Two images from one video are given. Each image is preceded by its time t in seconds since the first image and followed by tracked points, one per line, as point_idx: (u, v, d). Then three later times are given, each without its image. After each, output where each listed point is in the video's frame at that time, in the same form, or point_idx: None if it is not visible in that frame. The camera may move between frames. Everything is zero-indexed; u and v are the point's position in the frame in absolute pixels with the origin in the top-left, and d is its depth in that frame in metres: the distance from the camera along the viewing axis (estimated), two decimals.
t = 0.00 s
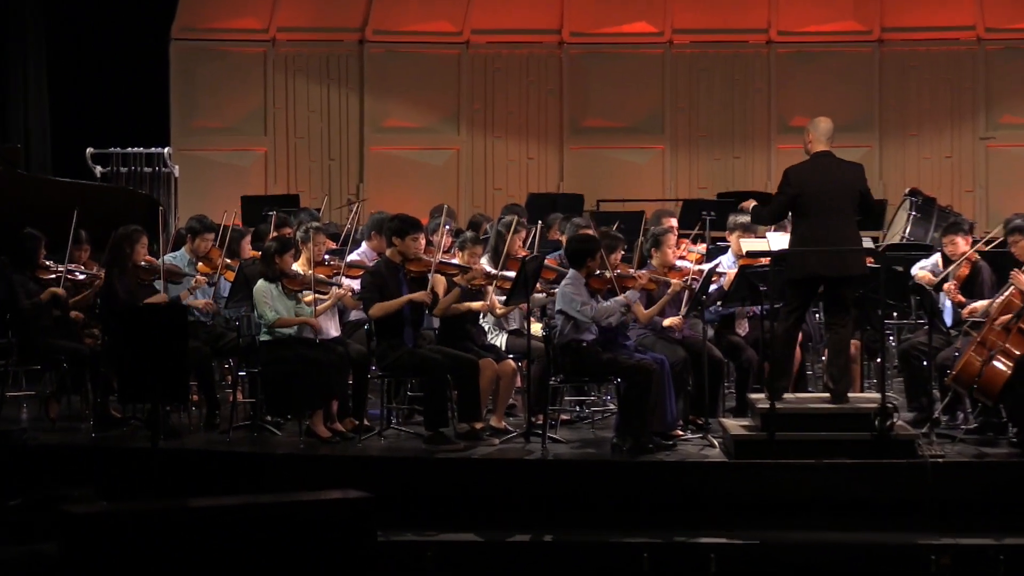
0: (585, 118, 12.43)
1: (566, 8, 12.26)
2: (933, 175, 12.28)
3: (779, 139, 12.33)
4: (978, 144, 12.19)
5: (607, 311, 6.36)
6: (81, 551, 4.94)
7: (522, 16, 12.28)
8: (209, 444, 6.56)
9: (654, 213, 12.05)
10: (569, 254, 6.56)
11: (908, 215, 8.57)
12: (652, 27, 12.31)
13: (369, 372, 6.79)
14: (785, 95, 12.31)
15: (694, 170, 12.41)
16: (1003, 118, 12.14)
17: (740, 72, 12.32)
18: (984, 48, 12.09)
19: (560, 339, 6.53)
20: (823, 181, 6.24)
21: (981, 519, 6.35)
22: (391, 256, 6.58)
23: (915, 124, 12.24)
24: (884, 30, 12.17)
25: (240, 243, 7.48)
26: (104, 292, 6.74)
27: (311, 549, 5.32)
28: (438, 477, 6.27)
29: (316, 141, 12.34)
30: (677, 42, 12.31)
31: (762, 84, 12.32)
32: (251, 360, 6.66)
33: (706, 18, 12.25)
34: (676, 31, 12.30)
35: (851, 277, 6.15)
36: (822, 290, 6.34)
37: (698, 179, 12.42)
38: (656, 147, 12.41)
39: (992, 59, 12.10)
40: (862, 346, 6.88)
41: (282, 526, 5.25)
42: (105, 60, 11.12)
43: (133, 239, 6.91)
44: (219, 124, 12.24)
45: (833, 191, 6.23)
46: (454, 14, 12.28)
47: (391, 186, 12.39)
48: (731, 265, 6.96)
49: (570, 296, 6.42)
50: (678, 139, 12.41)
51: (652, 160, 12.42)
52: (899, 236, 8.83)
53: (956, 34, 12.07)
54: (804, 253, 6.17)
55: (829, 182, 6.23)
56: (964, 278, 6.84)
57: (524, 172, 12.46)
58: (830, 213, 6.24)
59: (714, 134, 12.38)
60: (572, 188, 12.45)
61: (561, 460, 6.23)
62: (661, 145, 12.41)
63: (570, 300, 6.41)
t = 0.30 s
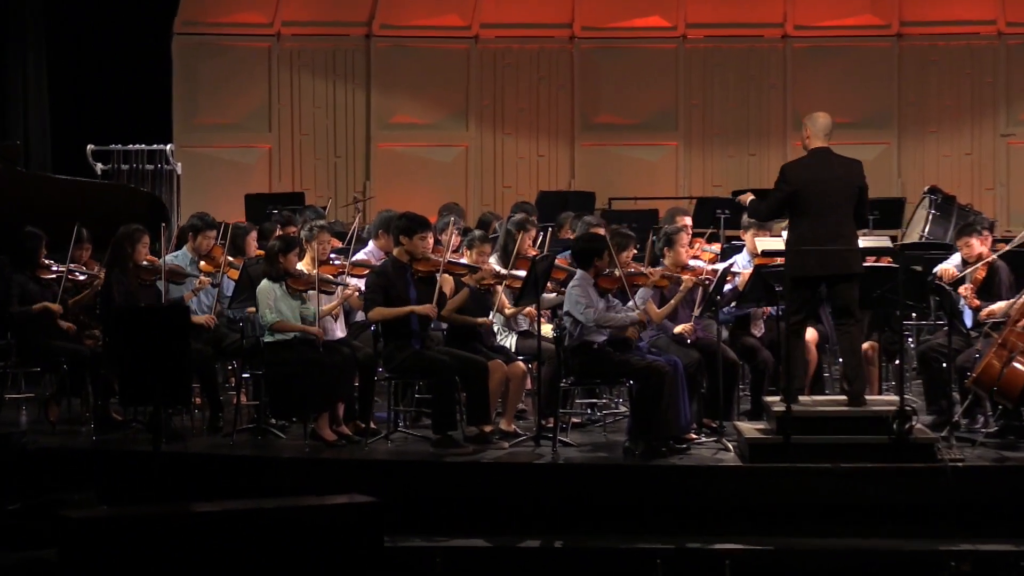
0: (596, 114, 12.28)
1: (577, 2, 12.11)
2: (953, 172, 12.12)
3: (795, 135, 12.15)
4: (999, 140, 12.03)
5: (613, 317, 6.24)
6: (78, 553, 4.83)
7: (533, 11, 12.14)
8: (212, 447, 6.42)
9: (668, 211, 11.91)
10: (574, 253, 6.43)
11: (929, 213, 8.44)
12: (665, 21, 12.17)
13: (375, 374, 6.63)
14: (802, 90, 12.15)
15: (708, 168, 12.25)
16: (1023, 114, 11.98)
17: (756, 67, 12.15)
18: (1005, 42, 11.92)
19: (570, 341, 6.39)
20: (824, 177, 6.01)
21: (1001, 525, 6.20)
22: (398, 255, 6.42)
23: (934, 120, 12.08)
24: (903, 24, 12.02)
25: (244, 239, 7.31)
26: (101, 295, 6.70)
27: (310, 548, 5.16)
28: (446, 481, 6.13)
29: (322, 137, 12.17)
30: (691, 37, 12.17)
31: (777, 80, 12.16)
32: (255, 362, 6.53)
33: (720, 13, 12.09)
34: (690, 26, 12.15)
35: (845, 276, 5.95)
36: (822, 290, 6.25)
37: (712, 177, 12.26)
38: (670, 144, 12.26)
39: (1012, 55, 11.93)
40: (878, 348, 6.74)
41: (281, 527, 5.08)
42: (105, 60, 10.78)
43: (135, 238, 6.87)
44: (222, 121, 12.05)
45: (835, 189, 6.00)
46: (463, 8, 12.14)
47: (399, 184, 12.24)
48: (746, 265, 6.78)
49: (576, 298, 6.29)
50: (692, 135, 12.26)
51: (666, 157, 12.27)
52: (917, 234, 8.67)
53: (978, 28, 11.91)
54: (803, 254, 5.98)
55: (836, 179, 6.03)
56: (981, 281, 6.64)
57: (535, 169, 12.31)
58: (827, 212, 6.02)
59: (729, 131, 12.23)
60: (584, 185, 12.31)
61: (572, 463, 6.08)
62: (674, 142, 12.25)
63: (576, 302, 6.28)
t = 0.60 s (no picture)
0: (608, 111, 12.13)
1: None
2: (974, 170, 11.96)
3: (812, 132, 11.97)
4: (1021, 137, 11.86)
5: (626, 327, 6.08)
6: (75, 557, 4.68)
7: (545, 5, 11.98)
8: (216, 451, 6.28)
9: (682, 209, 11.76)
10: (589, 252, 6.26)
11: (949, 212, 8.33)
12: (678, 16, 12.00)
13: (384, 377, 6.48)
14: (819, 85, 11.97)
15: (724, 165, 12.13)
16: None
17: (771, 63, 12.00)
18: None
19: (582, 343, 6.25)
20: (827, 170, 5.92)
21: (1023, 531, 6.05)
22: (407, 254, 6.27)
23: (955, 117, 11.92)
24: (922, 18, 11.86)
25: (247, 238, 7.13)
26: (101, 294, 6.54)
27: (312, 548, 5.03)
28: (455, 486, 5.99)
29: (329, 134, 11.99)
30: (706, 32, 12.01)
31: (794, 76, 12.01)
32: (260, 364, 6.38)
33: (735, 7, 11.93)
34: (705, 20, 11.99)
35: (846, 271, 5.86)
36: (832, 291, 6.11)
37: (728, 174, 12.12)
38: (686, 142, 12.12)
39: None
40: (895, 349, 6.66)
41: (282, 527, 4.95)
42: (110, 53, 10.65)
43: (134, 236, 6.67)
44: (227, 118, 11.88)
45: (835, 182, 5.91)
46: (472, 3, 11.97)
47: (408, 181, 12.08)
48: (763, 263, 6.61)
49: (590, 300, 6.14)
50: (707, 134, 12.13)
51: (680, 154, 12.14)
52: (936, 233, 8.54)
53: (1000, 22, 11.75)
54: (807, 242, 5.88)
55: (848, 176, 5.95)
56: (1002, 279, 6.45)
57: (546, 167, 12.17)
58: (828, 204, 5.91)
59: (747, 127, 12.10)
60: (596, 182, 12.16)
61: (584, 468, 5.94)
62: (689, 139, 12.12)
63: (589, 304, 6.12)
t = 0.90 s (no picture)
0: (624, 108, 11.72)
1: None
2: (997, 168, 11.60)
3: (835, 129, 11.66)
4: None
5: (645, 334, 5.93)
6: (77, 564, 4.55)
7: None
8: (222, 455, 6.15)
9: (700, 208, 11.37)
10: (613, 252, 6.09)
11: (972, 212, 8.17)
12: (695, 11, 11.60)
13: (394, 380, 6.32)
14: (840, 80, 11.62)
15: (741, 164, 11.72)
16: None
17: (792, 59, 11.61)
18: None
19: (599, 344, 6.11)
20: (838, 167, 5.81)
21: None
22: (418, 253, 6.17)
23: (978, 114, 11.58)
24: (945, 13, 11.52)
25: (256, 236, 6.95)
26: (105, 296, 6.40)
27: (316, 553, 4.91)
28: (466, 490, 5.86)
29: (337, 131, 11.57)
30: (724, 26, 11.62)
31: (815, 72, 11.63)
32: (267, 366, 6.20)
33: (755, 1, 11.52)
34: (723, 14, 11.60)
35: (856, 271, 5.76)
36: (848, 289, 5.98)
37: (746, 173, 11.73)
38: (700, 139, 11.72)
39: None
40: (918, 351, 6.54)
41: (292, 532, 4.85)
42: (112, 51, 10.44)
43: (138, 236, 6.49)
44: (232, 115, 11.45)
45: (844, 182, 5.80)
46: None
47: (416, 179, 11.65)
48: (782, 263, 6.46)
49: (610, 301, 5.97)
50: (725, 130, 11.73)
51: (697, 151, 11.73)
52: (960, 232, 8.35)
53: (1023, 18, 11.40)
54: (814, 238, 5.80)
55: (871, 174, 5.81)
56: None
57: (559, 165, 11.72)
58: (836, 201, 5.81)
59: (766, 124, 11.69)
60: (612, 181, 11.75)
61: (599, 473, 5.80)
62: (707, 135, 11.72)
63: (610, 305, 5.96)
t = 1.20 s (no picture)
0: (637, 103, 11.58)
1: None
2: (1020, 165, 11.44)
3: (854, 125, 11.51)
4: None
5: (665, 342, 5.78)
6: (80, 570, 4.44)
7: None
8: (227, 458, 6.01)
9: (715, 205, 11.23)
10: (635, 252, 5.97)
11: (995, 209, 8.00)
12: (712, 4, 11.44)
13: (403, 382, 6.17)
14: (859, 74, 11.45)
15: (758, 162, 11.60)
16: None
17: (810, 54, 11.45)
18: None
19: (614, 346, 5.97)
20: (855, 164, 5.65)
21: None
22: (427, 252, 6.03)
23: (1001, 110, 11.42)
24: (967, 7, 11.35)
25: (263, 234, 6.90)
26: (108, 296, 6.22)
27: (316, 554, 4.77)
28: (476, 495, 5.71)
29: (346, 127, 11.42)
30: (741, 20, 11.45)
31: (833, 67, 11.47)
32: (273, 368, 6.02)
33: None
34: (739, 8, 11.44)
35: (874, 271, 5.59)
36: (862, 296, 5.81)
37: (761, 171, 11.60)
38: (718, 135, 11.59)
39: None
40: (940, 352, 6.39)
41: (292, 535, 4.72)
42: (114, 45, 10.27)
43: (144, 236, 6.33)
44: (238, 110, 11.29)
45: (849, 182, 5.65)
46: None
47: (426, 177, 11.52)
48: (800, 262, 6.29)
49: (632, 302, 5.84)
50: (741, 126, 11.60)
51: (713, 148, 11.60)
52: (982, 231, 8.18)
53: None
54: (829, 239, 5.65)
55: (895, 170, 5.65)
56: None
57: (572, 162, 11.60)
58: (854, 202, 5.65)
59: (782, 121, 11.56)
60: (625, 178, 11.61)
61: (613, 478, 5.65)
62: (722, 132, 11.59)
63: (631, 306, 5.83)
